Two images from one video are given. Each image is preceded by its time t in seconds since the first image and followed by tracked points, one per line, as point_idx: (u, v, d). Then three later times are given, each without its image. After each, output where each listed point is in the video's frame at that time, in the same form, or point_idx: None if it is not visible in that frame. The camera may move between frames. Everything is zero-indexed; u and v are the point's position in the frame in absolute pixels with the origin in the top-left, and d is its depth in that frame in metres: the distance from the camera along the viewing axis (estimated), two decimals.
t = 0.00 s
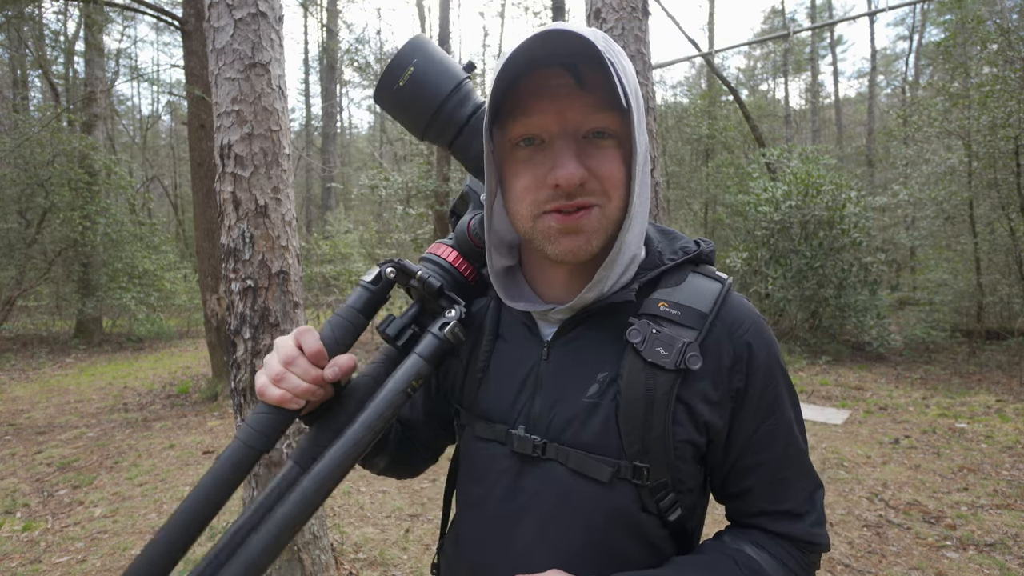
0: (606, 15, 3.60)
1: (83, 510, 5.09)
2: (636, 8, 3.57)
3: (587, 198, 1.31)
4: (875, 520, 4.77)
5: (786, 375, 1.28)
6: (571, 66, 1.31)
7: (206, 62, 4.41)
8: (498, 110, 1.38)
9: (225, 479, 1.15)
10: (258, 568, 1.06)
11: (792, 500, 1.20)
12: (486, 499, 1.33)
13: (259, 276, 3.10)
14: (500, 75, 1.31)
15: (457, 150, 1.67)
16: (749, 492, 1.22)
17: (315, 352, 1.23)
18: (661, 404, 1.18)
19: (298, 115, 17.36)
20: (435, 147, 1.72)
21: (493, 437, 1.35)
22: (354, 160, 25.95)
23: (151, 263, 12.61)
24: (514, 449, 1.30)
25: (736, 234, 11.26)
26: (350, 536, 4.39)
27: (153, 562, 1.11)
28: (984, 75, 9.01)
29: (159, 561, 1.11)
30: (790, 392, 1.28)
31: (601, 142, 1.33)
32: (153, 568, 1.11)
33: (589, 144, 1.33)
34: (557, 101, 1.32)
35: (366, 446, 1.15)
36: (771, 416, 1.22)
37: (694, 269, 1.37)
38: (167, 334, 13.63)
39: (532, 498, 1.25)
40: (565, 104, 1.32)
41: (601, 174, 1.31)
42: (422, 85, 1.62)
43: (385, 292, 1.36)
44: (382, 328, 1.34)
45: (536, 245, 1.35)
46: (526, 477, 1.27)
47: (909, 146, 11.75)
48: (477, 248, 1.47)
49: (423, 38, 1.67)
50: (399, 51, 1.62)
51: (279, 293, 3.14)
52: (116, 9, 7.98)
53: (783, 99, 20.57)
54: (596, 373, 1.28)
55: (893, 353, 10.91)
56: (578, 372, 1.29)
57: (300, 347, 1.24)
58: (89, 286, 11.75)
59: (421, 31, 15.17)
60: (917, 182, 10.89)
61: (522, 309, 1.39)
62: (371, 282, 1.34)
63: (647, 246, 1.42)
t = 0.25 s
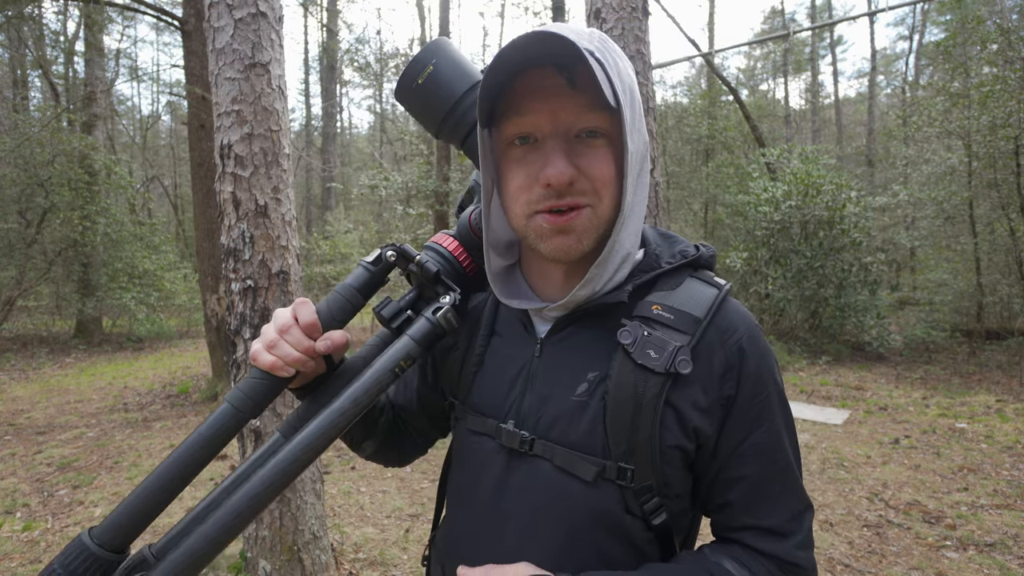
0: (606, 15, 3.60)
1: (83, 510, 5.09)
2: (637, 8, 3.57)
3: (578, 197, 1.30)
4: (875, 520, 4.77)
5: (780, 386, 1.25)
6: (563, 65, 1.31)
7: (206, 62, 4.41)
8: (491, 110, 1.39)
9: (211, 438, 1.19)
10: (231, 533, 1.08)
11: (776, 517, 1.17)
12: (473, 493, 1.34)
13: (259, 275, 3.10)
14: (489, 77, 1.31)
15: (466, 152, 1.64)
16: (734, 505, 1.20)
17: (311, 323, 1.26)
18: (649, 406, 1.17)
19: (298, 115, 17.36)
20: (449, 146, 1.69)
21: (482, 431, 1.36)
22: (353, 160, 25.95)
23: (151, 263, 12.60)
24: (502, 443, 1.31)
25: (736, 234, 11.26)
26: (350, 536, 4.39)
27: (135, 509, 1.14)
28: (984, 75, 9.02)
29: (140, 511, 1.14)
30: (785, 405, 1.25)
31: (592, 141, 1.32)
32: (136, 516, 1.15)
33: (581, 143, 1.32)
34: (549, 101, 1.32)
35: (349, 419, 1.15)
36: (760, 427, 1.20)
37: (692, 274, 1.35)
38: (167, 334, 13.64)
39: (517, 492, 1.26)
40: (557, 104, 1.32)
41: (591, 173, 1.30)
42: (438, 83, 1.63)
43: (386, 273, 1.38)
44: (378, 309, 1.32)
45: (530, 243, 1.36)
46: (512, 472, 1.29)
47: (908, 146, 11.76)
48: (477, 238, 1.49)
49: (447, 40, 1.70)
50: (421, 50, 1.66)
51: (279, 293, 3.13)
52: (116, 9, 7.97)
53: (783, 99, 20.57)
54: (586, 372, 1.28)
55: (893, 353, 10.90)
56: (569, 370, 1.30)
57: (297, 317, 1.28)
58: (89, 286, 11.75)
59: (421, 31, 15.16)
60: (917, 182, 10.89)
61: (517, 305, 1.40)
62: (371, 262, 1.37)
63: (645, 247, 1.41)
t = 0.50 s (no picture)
0: (606, 15, 3.60)
1: (83, 510, 5.09)
2: (636, 8, 3.57)
3: (570, 199, 1.33)
4: (875, 520, 4.77)
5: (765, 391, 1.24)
6: (556, 73, 1.32)
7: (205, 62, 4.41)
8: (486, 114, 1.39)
9: (219, 448, 1.18)
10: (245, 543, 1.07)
11: (756, 523, 1.15)
12: (463, 487, 1.34)
13: (259, 275, 3.10)
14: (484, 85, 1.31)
15: (461, 152, 1.68)
16: (715, 507, 1.18)
17: (313, 332, 1.26)
18: (636, 403, 1.18)
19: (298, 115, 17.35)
20: (440, 146, 1.72)
21: (473, 427, 1.36)
22: (353, 160, 25.94)
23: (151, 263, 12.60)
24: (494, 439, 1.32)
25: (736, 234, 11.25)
26: (350, 536, 4.39)
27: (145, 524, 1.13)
28: (984, 75, 9.02)
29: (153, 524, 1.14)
30: (770, 410, 1.25)
31: (584, 147, 1.34)
32: (158, 516, 1.14)
33: (573, 148, 1.34)
34: (542, 107, 1.33)
35: (358, 426, 1.15)
36: (744, 430, 1.19)
37: (682, 276, 1.36)
38: (167, 334, 13.64)
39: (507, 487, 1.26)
40: (550, 109, 1.33)
41: (582, 177, 1.32)
42: (431, 86, 1.64)
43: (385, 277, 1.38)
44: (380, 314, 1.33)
45: (523, 242, 1.39)
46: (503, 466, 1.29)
47: (908, 146, 11.76)
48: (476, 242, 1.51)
49: (440, 42, 1.72)
50: (416, 51, 1.67)
51: (279, 293, 3.13)
52: (116, 9, 7.97)
53: (783, 99, 20.56)
54: (577, 369, 1.28)
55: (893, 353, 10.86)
56: (560, 366, 1.30)
57: (298, 326, 1.28)
58: (89, 286, 11.75)
59: (421, 31, 15.16)
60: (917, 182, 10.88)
61: (513, 305, 1.41)
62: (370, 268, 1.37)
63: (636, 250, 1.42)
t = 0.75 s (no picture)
0: (606, 15, 3.60)
1: (83, 510, 5.09)
2: (636, 8, 3.56)
3: (558, 207, 1.33)
4: (875, 521, 4.77)
5: (741, 387, 1.29)
6: (545, 84, 1.32)
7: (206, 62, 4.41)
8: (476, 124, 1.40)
9: (210, 452, 1.18)
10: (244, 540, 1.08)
11: (737, 511, 1.19)
12: (453, 484, 1.35)
13: (259, 275, 3.10)
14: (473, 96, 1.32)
15: (447, 154, 1.68)
16: (698, 499, 1.21)
17: (303, 337, 1.27)
18: (623, 399, 1.20)
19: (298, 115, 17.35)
20: (428, 147, 1.73)
21: (463, 425, 1.36)
22: (353, 160, 25.93)
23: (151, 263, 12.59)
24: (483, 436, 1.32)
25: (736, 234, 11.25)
26: (350, 536, 4.39)
27: (136, 530, 1.12)
28: (984, 75, 9.02)
29: (145, 526, 1.13)
30: (745, 405, 1.29)
31: (573, 155, 1.35)
32: (150, 525, 1.13)
33: (561, 156, 1.35)
34: (531, 116, 1.34)
35: (350, 428, 1.17)
36: (723, 423, 1.22)
37: (664, 276, 1.38)
38: (167, 334, 13.64)
39: (497, 484, 1.27)
40: (539, 119, 1.33)
41: (571, 185, 1.33)
42: (417, 88, 1.64)
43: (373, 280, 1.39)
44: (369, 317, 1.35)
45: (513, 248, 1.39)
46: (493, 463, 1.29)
47: (908, 146, 11.76)
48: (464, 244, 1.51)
49: (425, 44, 1.72)
50: (401, 53, 1.66)
51: (279, 293, 3.13)
52: (117, 9, 7.97)
53: (783, 99, 20.55)
54: (565, 367, 1.30)
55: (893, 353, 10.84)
56: (548, 364, 1.31)
57: (287, 331, 1.28)
58: (89, 286, 11.75)
59: (421, 31, 15.16)
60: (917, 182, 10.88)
61: (501, 306, 1.42)
62: (359, 270, 1.37)
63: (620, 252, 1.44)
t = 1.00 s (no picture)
0: (606, 15, 3.59)
1: (83, 510, 5.09)
2: (636, 8, 3.56)
3: (549, 213, 1.36)
4: (875, 521, 4.77)
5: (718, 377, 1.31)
6: (538, 92, 1.34)
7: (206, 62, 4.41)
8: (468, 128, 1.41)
9: (196, 455, 1.17)
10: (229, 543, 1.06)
11: (719, 494, 1.22)
12: (444, 481, 1.35)
13: (259, 276, 3.10)
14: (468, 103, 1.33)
15: (432, 156, 1.71)
16: (679, 485, 1.23)
17: (291, 337, 1.27)
18: (610, 394, 1.22)
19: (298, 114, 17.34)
20: (412, 148, 1.75)
21: (453, 424, 1.37)
22: (353, 160, 25.94)
23: (151, 263, 12.58)
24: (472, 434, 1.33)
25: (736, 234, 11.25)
26: (350, 536, 4.39)
27: (121, 533, 1.10)
28: (984, 75, 9.02)
29: (129, 531, 1.10)
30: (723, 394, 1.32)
31: (562, 162, 1.37)
32: (129, 529, 1.11)
33: (551, 163, 1.37)
34: (524, 123, 1.35)
35: (340, 428, 1.18)
36: (703, 414, 1.25)
37: (645, 277, 1.41)
38: (167, 334, 13.64)
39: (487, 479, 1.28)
40: (531, 126, 1.35)
41: (561, 191, 1.36)
42: (404, 92, 1.64)
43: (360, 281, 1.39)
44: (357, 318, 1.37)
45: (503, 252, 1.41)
46: (483, 459, 1.31)
47: (909, 146, 11.76)
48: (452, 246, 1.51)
49: (409, 44, 1.70)
50: (387, 56, 1.65)
51: (279, 293, 3.14)
52: (117, 9, 7.97)
53: (783, 99, 20.56)
54: (553, 366, 1.31)
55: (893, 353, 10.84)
56: (537, 362, 1.33)
57: (274, 331, 1.28)
58: (89, 286, 11.75)
59: (421, 30, 15.15)
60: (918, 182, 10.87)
61: (489, 306, 1.43)
62: (347, 271, 1.37)
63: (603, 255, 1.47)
